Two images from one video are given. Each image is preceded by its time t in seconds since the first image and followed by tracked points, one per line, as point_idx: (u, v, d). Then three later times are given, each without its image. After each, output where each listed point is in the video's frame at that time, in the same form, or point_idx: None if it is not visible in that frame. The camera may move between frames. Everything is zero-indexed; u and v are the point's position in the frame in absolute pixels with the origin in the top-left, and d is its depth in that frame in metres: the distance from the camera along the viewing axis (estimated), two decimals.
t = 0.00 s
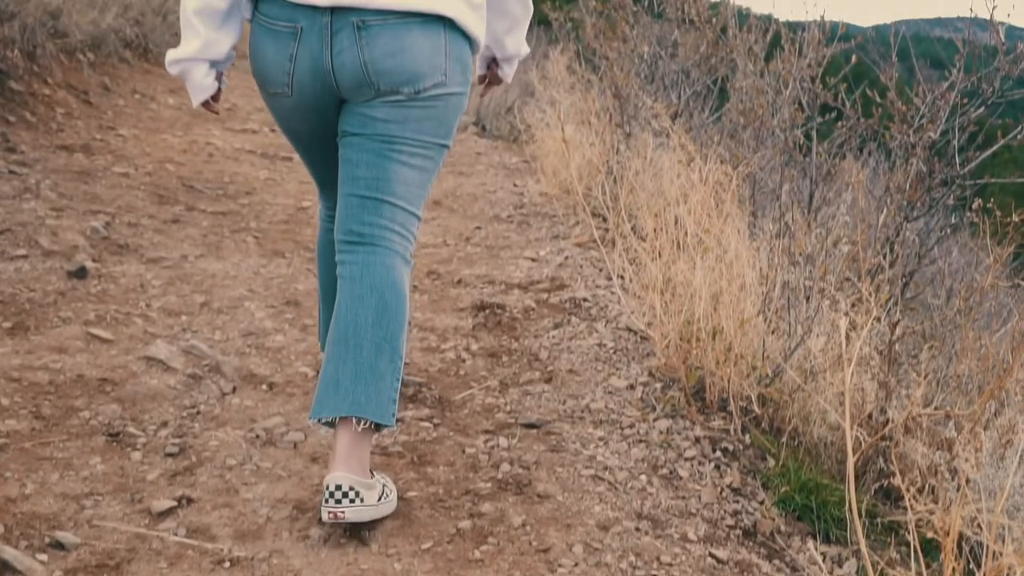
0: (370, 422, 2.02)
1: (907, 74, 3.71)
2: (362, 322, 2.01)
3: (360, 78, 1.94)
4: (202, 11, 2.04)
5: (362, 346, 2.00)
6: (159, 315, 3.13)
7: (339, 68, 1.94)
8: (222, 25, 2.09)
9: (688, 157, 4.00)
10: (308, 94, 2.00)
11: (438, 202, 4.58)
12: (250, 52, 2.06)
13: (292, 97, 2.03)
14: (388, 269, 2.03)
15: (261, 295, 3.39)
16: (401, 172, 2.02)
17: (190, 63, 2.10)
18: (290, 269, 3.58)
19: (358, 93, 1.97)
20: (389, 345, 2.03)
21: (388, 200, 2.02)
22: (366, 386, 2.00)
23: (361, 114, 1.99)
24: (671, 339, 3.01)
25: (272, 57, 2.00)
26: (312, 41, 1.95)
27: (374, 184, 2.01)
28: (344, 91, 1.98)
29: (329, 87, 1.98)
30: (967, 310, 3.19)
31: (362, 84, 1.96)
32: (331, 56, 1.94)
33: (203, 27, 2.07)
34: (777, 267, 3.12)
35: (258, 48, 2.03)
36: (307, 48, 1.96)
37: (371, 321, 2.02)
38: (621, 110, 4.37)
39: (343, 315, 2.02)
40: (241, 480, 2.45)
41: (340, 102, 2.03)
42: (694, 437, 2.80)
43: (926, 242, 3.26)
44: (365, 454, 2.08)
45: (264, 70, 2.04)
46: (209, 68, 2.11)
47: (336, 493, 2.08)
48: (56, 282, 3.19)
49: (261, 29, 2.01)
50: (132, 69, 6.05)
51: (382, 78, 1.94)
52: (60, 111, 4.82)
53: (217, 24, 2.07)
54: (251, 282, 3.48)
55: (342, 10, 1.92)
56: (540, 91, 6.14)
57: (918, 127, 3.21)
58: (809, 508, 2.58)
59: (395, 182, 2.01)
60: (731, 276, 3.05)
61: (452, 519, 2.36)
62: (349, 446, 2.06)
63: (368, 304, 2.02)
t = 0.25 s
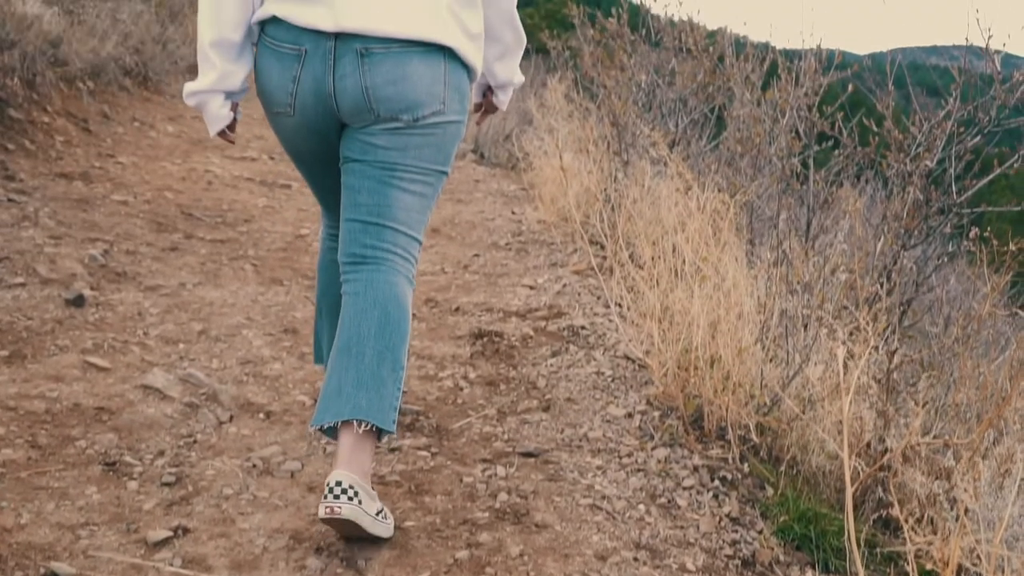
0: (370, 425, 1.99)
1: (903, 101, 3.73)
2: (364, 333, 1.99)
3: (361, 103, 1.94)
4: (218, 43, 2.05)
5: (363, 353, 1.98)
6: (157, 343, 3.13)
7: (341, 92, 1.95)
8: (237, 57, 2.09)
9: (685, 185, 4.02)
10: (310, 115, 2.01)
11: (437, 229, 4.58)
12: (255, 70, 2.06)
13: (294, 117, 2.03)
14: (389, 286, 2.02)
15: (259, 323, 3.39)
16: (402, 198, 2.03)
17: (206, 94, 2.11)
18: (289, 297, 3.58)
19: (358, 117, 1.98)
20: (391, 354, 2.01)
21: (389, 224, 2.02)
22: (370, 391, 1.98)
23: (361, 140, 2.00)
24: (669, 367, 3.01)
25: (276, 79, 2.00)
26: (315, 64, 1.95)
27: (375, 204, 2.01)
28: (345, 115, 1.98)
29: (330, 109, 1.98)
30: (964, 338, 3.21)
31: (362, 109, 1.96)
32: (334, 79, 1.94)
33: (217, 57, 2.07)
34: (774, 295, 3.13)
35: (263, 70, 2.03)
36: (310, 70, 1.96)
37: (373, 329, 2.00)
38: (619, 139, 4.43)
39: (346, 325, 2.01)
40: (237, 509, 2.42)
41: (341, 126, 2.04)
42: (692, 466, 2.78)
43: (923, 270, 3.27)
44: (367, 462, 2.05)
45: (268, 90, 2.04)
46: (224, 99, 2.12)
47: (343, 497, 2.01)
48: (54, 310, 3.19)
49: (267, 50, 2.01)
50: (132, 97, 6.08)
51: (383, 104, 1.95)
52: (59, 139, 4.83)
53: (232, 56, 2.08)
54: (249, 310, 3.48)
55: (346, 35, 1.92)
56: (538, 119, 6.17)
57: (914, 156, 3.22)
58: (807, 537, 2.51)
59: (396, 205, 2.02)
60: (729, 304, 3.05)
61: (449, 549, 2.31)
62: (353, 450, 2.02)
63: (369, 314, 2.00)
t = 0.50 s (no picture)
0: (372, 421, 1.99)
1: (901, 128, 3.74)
2: (370, 338, 2.00)
3: (364, 127, 1.95)
4: (232, 69, 2.06)
5: (370, 355, 1.99)
6: (154, 371, 3.13)
7: (344, 114, 1.96)
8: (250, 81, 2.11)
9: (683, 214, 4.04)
10: (313, 136, 2.01)
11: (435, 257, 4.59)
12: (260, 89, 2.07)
13: (297, 136, 2.04)
14: (395, 302, 2.03)
15: (257, 351, 3.39)
16: (408, 229, 2.04)
17: (220, 119, 2.18)
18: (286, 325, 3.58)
19: (359, 141, 1.98)
20: (398, 358, 2.01)
21: (393, 247, 2.03)
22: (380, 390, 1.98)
23: (366, 166, 2.01)
24: (667, 396, 3.01)
25: (281, 99, 2.01)
26: (320, 86, 1.96)
27: (379, 223, 2.02)
28: (347, 138, 1.99)
29: (332, 130, 1.99)
30: (963, 367, 3.20)
31: (364, 134, 1.97)
32: (338, 101, 1.95)
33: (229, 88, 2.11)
34: (772, 323, 3.12)
35: (269, 89, 2.04)
36: (314, 92, 1.96)
37: (380, 334, 2.00)
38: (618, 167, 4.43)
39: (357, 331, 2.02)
40: (233, 539, 2.39)
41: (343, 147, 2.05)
42: (690, 495, 2.77)
43: (921, 298, 3.27)
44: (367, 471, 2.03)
45: (273, 110, 2.05)
46: (237, 125, 2.20)
47: (340, 474, 1.95)
48: (51, 337, 3.19)
49: (274, 71, 2.02)
50: (132, 125, 6.10)
51: (385, 130, 1.96)
52: (58, 167, 4.85)
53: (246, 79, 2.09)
54: (246, 337, 3.48)
55: (351, 60, 1.93)
56: (536, 146, 6.19)
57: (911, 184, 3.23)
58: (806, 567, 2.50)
59: (400, 227, 2.03)
60: (727, 332, 3.05)
61: None
62: (354, 444, 2.02)
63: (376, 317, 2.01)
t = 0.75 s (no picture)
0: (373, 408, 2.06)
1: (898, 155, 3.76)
2: (380, 337, 2.09)
3: (362, 151, 1.97)
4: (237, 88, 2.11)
5: (379, 352, 2.08)
6: (151, 400, 3.12)
7: (344, 137, 1.98)
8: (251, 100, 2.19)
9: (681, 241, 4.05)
10: (313, 155, 2.03)
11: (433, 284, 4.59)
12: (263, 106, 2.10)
13: (297, 155, 2.06)
14: (405, 314, 2.12)
15: (254, 379, 3.38)
16: (418, 258, 2.12)
17: (229, 139, 2.26)
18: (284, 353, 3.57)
19: (358, 165, 2.00)
20: (405, 357, 2.10)
21: (404, 274, 2.12)
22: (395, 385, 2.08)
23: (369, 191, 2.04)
24: (665, 424, 3.00)
25: (283, 117, 2.03)
26: (320, 107, 1.97)
27: (388, 246, 2.11)
28: (346, 160, 2.00)
29: (331, 150, 2.01)
30: (962, 395, 3.20)
31: (363, 158, 1.99)
32: (337, 123, 1.97)
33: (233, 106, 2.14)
34: (770, 351, 3.11)
35: (272, 106, 2.06)
36: (314, 112, 1.98)
37: (388, 340, 2.09)
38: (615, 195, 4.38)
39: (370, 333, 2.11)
40: (229, 569, 2.37)
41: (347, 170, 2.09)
42: (689, 524, 2.75)
43: (919, 325, 3.26)
44: (370, 448, 2.04)
45: (273, 128, 2.07)
46: (243, 147, 2.27)
47: (341, 437, 1.98)
48: (48, 366, 3.18)
49: (276, 89, 2.04)
50: (131, 153, 6.12)
51: (384, 155, 1.98)
52: (57, 194, 4.86)
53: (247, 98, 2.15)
54: (244, 366, 3.47)
55: (351, 83, 1.94)
56: (534, 174, 6.21)
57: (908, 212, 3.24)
58: None
59: (408, 252, 2.10)
60: (725, 361, 3.04)
61: None
62: (356, 426, 2.05)
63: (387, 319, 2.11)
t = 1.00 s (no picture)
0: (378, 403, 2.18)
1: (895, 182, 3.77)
2: (387, 340, 2.23)
3: (361, 173, 2.07)
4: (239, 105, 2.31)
5: (385, 355, 2.21)
6: (147, 428, 3.11)
7: (343, 159, 2.07)
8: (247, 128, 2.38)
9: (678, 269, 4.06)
10: (314, 176, 2.13)
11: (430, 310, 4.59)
12: (266, 128, 2.20)
13: (299, 175, 2.15)
14: (415, 322, 2.26)
15: (251, 407, 3.37)
16: (429, 276, 2.24)
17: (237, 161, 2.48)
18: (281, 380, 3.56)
19: (356, 187, 2.09)
20: (410, 359, 2.23)
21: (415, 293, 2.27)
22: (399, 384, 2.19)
23: (372, 212, 2.14)
24: (663, 453, 2.98)
25: (285, 139, 2.13)
26: (319, 130, 2.07)
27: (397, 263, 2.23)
28: (345, 182, 2.10)
29: (331, 172, 2.10)
30: (960, 423, 3.18)
31: (362, 181, 2.08)
32: (337, 146, 2.06)
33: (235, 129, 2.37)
34: (769, 380, 3.09)
35: (275, 128, 2.16)
36: (314, 134, 2.08)
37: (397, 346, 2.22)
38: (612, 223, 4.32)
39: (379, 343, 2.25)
40: None
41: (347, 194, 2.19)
42: (687, 553, 2.72)
43: (917, 353, 3.26)
44: (376, 438, 2.15)
45: (276, 149, 2.17)
46: (247, 169, 2.48)
47: (346, 426, 2.10)
48: (44, 394, 3.17)
49: (279, 112, 2.14)
50: (129, 180, 6.14)
51: (382, 179, 2.07)
52: (56, 221, 4.86)
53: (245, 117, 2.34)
54: (240, 393, 3.46)
55: (349, 108, 2.04)
56: (532, 201, 6.23)
57: (905, 241, 3.24)
58: None
59: (416, 268, 2.23)
60: (723, 389, 3.03)
61: None
62: (364, 418, 2.16)
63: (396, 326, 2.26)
